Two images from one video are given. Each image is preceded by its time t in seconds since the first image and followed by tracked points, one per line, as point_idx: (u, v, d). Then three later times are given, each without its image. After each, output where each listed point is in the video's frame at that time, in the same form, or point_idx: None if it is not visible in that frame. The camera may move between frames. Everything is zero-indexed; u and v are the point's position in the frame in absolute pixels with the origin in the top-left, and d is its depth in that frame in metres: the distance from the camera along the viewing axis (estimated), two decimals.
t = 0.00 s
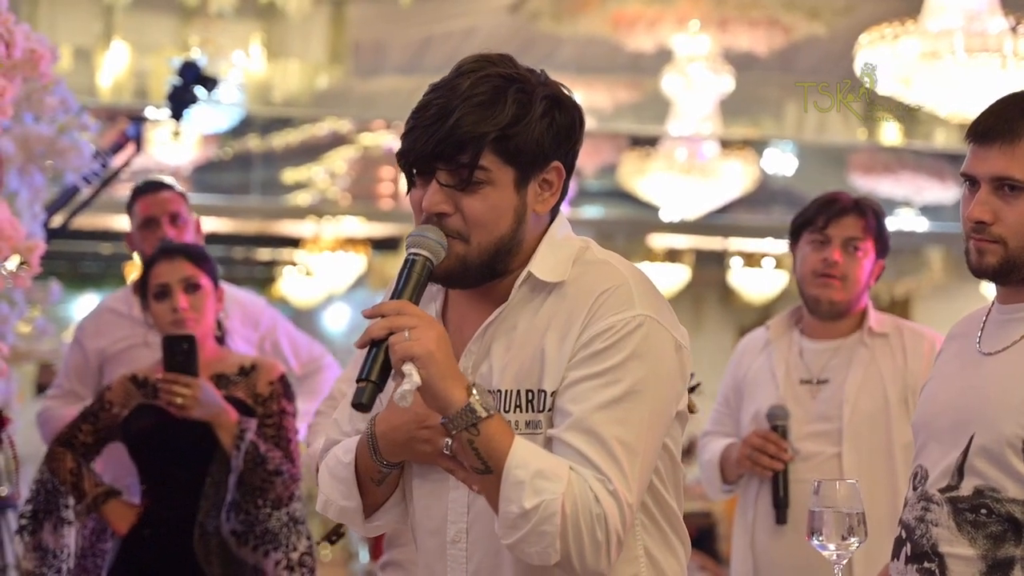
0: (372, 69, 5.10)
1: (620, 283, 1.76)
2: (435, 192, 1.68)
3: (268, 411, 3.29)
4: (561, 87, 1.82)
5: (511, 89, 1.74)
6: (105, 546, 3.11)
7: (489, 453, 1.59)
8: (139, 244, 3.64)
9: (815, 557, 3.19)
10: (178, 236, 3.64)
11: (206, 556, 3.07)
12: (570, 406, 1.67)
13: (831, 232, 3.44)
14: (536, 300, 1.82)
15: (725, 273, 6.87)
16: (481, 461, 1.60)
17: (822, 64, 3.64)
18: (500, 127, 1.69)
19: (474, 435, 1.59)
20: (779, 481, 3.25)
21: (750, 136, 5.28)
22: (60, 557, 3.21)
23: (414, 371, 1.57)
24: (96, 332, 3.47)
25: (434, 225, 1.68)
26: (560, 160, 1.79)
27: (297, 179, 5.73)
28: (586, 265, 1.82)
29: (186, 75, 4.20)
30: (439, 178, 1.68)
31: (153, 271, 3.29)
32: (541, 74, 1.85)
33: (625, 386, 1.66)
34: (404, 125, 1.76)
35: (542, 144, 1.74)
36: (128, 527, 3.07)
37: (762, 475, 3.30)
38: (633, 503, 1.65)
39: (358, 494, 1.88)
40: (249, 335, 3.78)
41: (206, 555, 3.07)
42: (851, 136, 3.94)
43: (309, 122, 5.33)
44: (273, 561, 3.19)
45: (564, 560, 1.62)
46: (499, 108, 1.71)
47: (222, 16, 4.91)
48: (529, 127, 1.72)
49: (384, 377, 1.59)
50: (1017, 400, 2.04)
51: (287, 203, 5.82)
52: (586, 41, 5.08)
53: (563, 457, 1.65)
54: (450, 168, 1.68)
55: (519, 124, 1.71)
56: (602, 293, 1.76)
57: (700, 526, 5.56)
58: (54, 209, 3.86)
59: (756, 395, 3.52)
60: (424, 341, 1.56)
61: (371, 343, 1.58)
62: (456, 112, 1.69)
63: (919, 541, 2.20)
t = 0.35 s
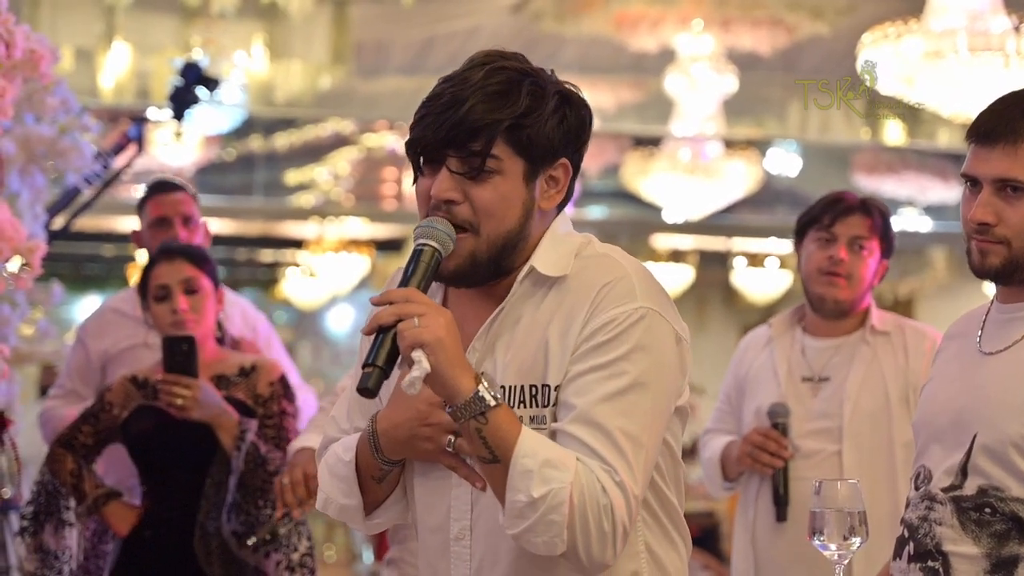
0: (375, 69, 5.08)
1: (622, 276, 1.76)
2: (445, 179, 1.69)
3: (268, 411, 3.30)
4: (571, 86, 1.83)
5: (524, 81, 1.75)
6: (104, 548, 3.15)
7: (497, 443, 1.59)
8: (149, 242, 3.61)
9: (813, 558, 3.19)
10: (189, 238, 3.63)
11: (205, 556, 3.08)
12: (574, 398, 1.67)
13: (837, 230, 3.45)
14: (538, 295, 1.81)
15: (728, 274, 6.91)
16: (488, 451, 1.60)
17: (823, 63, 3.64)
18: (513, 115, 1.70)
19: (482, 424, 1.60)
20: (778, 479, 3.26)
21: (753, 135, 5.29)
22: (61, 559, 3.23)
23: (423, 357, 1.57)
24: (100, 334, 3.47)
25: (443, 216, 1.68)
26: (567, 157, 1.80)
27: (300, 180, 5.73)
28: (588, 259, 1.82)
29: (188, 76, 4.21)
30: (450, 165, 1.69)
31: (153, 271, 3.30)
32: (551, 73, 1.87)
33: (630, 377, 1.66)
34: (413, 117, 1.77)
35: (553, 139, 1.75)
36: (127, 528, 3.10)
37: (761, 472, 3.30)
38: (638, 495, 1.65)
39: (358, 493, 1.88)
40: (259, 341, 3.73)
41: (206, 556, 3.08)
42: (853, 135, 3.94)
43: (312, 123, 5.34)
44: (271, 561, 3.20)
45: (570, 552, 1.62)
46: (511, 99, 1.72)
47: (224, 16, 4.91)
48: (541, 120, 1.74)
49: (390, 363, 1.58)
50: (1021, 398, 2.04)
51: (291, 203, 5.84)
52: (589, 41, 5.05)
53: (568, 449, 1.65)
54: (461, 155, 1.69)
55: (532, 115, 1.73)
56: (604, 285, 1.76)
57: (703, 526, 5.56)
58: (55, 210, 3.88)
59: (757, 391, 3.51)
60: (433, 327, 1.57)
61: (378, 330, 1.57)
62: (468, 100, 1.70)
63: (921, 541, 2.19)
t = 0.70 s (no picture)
0: (375, 67, 5.07)
1: (624, 274, 1.77)
2: (450, 176, 1.69)
3: (269, 409, 3.29)
4: (574, 86, 1.83)
5: (528, 81, 1.75)
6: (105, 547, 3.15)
7: (503, 438, 1.60)
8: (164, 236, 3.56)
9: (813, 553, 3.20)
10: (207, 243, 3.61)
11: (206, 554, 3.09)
12: (577, 396, 1.67)
13: (841, 227, 3.45)
14: (540, 293, 1.81)
15: (728, 270, 6.90)
16: (494, 446, 1.60)
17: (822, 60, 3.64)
18: (519, 114, 1.71)
19: (488, 419, 1.60)
20: (779, 475, 3.27)
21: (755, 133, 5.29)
22: (60, 557, 3.23)
23: (430, 352, 1.56)
24: (102, 331, 3.45)
25: (447, 213, 1.68)
26: (570, 157, 1.81)
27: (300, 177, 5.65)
28: (590, 258, 1.82)
29: (188, 73, 4.21)
30: (454, 164, 1.69)
31: (153, 270, 3.32)
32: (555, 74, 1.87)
33: (633, 375, 1.66)
34: (417, 114, 1.77)
35: (557, 138, 1.76)
36: (130, 524, 3.10)
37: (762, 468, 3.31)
38: (642, 491, 1.65)
39: (358, 491, 1.88)
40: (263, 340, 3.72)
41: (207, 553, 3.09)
42: (852, 132, 3.94)
43: (311, 121, 5.31)
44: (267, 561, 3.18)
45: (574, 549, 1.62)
46: (517, 97, 1.72)
47: (223, 14, 4.95)
48: (546, 119, 1.74)
49: (396, 357, 1.58)
50: (1019, 396, 2.04)
51: (291, 201, 5.76)
52: (589, 38, 5.04)
53: (572, 446, 1.65)
54: (466, 153, 1.69)
55: (537, 114, 1.73)
56: (606, 283, 1.76)
57: (704, 523, 5.56)
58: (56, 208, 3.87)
59: (758, 386, 3.51)
60: (440, 322, 1.57)
61: (384, 324, 1.58)
62: (473, 98, 1.70)
63: (918, 539, 2.19)
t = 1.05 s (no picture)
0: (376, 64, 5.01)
1: (628, 277, 1.76)
2: (451, 183, 1.69)
3: (272, 404, 3.36)
4: (573, 85, 1.83)
5: (526, 82, 1.75)
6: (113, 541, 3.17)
7: (511, 441, 1.59)
8: (167, 231, 3.52)
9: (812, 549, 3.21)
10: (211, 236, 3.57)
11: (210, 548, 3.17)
12: (582, 399, 1.67)
13: (846, 224, 3.42)
14: (543, 297, 1.82)
15: (731, 267, 6.94)
16: (503, 450, 1.60)
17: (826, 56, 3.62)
18: (519, 118, 1.70)
19: (498, 423, 1.59)
20: (782, 466, 3.26)
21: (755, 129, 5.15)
22: (67, 552, 3.27)
23: (440, 355, 1.56)
24: (107, 329, 3.39)
25: (450, 217, 1.69)
26: (570, 156, 1.80)
27: (302, 175, 5.75)
28: (593, 260, 1.82)
29: (189, 70, 4.22)
30: (454, 170, 1.69)
31: (157, 265, 3.36)
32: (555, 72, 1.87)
33: (638, 378, 1.66)
34: (416, 116, 1.76)
35: (557, 139, 1.75)
36: (138, 518, 3.16)
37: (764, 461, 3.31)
38: (649, 493, 1.66)
39: (364, 496, 1.88)
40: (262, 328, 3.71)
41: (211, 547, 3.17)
42: (855, 129, 3.93)
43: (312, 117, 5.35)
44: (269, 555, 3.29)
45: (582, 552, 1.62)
46: (515, 101, 1.72)
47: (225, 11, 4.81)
48: (545, 121, 1.73)
49: (405, 362, 1.58)
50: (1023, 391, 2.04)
51: (294, 198, 5.91)
52: (590, 35, 5.02)
53: (579, 450, 1.65)
54: (466, 159, 1.69)
55: (535, 117, 1.72)
56: (610, 286, 1.76)
57: (705, 519, 5.56)
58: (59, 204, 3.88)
59: (757, 379, 3.51)
60: (450, 325, 1.57)
61: (393, 326, 1.57)
62: (472, 103, 1.70)
63: (921, 534, 2.19)
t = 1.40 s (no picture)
0: (381, 62, 5.10)
1: (630, 278, 1.76)
2: (452, 189, 1.69)
3: (278, 402, 3.41)
4: (572, 86, 1.83)
5: (525, 85, 1.74)
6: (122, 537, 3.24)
7: (512, 446, 1.59)
8: (173, 229, 3.49)
9: (817, 546, 3.24)
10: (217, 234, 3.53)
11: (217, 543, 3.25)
12: (584, 401, 1.67)
13: (862, 219, 3.46)
14: (545, 299, 1.82)
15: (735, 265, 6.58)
16: (504, 455, 1.60)
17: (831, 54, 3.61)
18: (517, 124, 1.70)
19: (497, 428, 1.60)
20: (788, 461, 3.29)
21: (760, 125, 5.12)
22: (70, 549, 3.27)
23: (438, 362, 1.56)
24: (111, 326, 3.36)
25: (451, 222, 1.69)
26: (571, 157, 1.80)
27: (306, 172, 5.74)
28: (594, 261, 1.82)
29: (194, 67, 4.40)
30: (455, 176, 1.69)
31: (162, 264, 3.39)
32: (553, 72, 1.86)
33: (641, 380, 1.66)
34: (417, 120, 1.76)
35: (557, 140, 1.75)
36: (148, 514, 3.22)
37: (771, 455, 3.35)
38: (651, 495, 1.65)
39: (368, 497, 1.89)
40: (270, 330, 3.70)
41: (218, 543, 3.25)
42: (860, 126, 3.92)
43: (317, 115, 5.37)
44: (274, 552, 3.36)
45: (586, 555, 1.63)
46: (515, 105, 1.72)
47: (230, 9, 4.66)
48: (544, 124, 1.73)
49: (403, 368, 1.58)
50: None
51: (298, 195, 5.88)
52: (595, 32, 5.03)
53: (582, 453, 1.65)
54: (467, 165, 1.69)
55: (535, 121, 1.72)
56: (612, 288, 1.76)
57: (710, 517, 5.55)
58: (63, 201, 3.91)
59: (767, 377, 3.54)
60: (446, 332, 1.56)
61: (391, 334, 1.57)
62: (472, 109, 1.70)
63: (928, 531, 2.19)
